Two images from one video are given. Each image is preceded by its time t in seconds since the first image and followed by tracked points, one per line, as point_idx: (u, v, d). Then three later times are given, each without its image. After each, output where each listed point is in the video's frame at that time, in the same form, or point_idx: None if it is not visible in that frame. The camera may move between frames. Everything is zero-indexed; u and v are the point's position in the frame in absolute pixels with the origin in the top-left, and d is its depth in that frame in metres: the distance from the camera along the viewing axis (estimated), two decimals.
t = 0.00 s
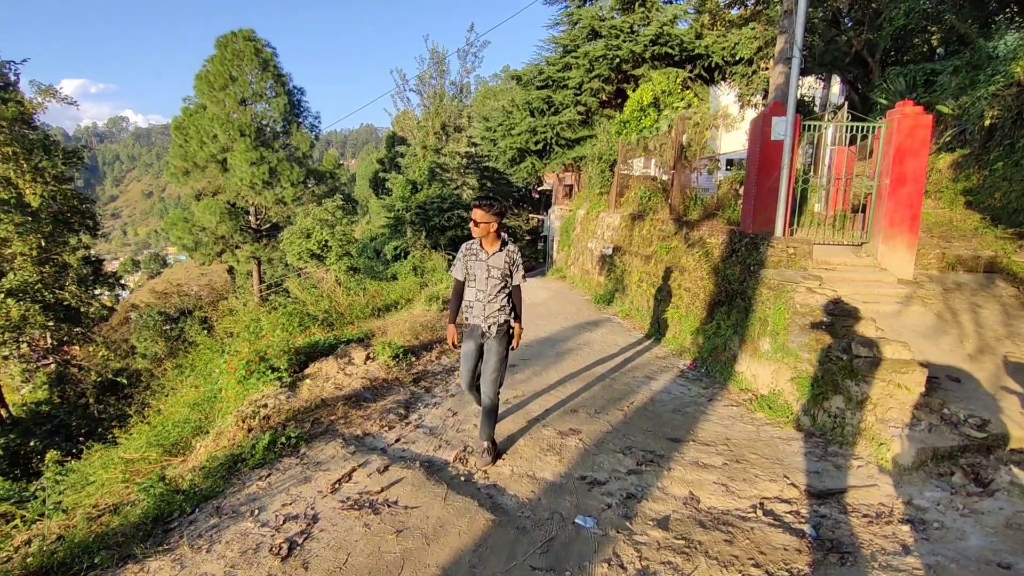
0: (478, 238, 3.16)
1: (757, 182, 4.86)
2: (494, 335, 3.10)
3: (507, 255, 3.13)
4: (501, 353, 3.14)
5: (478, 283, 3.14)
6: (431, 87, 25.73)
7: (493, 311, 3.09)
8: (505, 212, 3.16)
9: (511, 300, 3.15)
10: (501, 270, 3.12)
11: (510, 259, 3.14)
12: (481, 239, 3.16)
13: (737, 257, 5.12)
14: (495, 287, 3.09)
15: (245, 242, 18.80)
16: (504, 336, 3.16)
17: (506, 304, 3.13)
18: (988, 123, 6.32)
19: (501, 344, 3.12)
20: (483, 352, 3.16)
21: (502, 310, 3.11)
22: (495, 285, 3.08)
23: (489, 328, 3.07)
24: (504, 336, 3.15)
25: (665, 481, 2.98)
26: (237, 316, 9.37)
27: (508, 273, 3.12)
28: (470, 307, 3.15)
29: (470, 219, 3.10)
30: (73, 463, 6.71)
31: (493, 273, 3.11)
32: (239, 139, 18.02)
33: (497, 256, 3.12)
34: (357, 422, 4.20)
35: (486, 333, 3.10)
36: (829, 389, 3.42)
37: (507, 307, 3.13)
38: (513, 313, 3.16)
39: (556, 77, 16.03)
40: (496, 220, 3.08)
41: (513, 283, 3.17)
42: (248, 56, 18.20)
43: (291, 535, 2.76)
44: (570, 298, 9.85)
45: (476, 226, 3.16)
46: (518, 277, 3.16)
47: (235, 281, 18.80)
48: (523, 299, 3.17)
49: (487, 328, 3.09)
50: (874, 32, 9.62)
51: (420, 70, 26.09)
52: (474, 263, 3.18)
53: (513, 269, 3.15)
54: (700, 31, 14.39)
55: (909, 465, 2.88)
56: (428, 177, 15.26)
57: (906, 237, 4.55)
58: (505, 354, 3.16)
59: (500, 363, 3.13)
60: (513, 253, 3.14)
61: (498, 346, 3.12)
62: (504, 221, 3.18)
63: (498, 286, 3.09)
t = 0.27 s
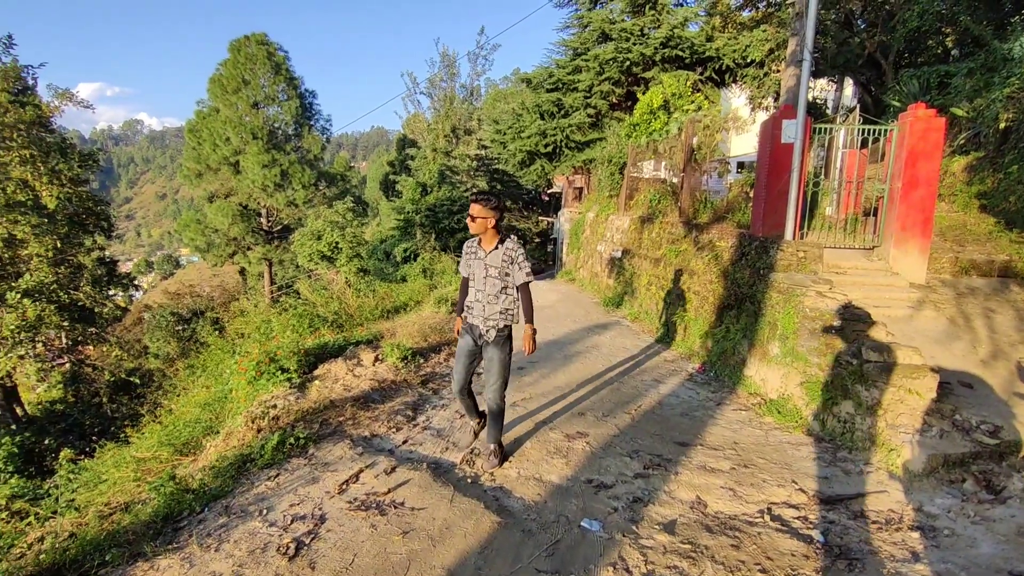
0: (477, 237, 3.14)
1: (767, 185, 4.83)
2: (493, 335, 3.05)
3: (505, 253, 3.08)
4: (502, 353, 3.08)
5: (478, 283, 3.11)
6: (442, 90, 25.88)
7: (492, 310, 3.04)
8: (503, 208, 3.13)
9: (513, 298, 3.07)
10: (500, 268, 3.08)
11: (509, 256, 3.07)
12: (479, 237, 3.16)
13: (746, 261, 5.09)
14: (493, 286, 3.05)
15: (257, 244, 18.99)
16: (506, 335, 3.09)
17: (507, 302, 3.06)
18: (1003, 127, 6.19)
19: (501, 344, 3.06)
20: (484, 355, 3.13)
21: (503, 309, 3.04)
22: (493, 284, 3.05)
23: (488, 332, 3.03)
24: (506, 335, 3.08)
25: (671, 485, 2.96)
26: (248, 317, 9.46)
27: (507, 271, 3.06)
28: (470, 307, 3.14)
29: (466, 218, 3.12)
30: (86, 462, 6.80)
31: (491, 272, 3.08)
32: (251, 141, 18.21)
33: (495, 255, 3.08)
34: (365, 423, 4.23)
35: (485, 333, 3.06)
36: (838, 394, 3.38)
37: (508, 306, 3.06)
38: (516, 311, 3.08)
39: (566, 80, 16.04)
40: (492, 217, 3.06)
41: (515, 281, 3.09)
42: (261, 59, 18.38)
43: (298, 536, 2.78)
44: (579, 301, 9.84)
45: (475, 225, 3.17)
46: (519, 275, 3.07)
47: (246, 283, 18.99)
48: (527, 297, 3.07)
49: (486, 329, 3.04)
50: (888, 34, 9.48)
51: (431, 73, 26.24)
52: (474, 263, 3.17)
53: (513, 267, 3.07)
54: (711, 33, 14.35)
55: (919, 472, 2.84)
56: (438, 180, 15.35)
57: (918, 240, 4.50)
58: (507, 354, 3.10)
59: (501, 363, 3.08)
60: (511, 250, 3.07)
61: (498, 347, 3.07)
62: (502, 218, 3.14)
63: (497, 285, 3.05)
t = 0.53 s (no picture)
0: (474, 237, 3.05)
1: (775, 187, 4.79)
2: (492, 339, 2.96)
3: (502, 254, 2.98)
4: (502, 357, 3.00)
5: (476, 287, 3.04)
6: (451, 91, 25.98)
7: (490, 313, 2.96)
8: (500, 207, 3.03)
9: (513, 300, 2.97)
10: (497, 270, 2.99)
11: (507, 257, 2.98)
12: (476, 238, 3.08)
13: (754, 263, 5.06)
14: (492, 289, 2.98)
15: (266, 245, 19.14)
16: (506, 339, 3.00)
17: (506, 305, 2.97)
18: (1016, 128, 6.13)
19: (501, 349, 2.98)
20: (484, 360, 3.06)
21: (502, 312, 2.95)
22: (491, 286, 2.97)
23: (486, 338, 2.95)
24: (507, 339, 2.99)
25: (676, 488, 2.94)
26: (257, 317, 9.53)
27: (504, 273, 2.97)
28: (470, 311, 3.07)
29: (462, 218, 3.03)
30: (97, 460, 6.88)
31: (488, 274, 3.00)
32: (262, 143, 18.37)
33: (491, 256, 3.00)
34: (371, 424, 4.24)
35: (483, 338, 2.98)
36: (846, 398, 3.35)
37: (507, 309, 2.97)
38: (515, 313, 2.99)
39: (575, 82, 16.04)
40: (488, 217, 2.97)
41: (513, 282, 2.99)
42: (271, 61, 18.52)
43: (303, 535, 2.79)
44: (586, 303, 9.82)
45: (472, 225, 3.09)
46: (517, 276, 2.97)
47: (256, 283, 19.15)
48: (529, 298, 2.92)
49: (485, 335, 2.96)
50: (899, 35, 9.43)
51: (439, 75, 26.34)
52: (472, 265, 3.10)
53: (511, 268, 2.98)
54: (720, 35, 14.30)
55: (927, 477, 2.80)
56: (446, 181, 15.65)
57: (929, 244, 4.44)
58: (506, 358, 3.02)
59: (502, 367, 3.01)
60: (508, 251, 2.97)
61: (498, 352, 2.98)
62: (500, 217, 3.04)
63: (494, 287, 2.97)
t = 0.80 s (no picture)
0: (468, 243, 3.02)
1: (786, 188, 4.74)
2: (492, 346, 2.92)
3: (497, 259, 2.96)
4: (502, 364, 2.96)
5: (472, 294, 2.99)
6: (461, 91, 26.04)
7: (489, 320, 2.92)
8: (493, 211, 3.01)
9: (509, 306, 2.93)
10: (493, 276, 2.96)
11: (502, 262, 2.95)
12: (470, 244, 3.04)
13: (764, 264, 5.02)
14: (488, 295, 2.94)
15: (278, 244, 19.32)
16: (506, 346, 2.97)
17: (503, 310, 2.93)
18: None
19: (501, 355, 2.94)
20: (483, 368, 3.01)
21: (500, 319, 2.92)
22: (487, 293, 2.94)
23: (485, 346, 2.90)
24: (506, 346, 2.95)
25: (683, 489, 2.93)
26: (269, 316, 9.62)
27: (500, 278, 2.93)
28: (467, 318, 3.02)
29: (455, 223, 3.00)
30: (111, 456, 6.98)
31: (484, 280, 2.97)
32: (274, 143, 18.53)
33: (487, 262, 2.97)
34: (379, 422, 4.26)
35: (482, 346, 2.93)
36: (856, 401, 3.31)
37: (505, 315, 2.93)
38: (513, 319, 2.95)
39: (585, 82, 15.99)
40: (482, 221, 2.94)
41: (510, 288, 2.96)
42: (284, 62, 18.67)
43: (311, 532, 2.81)
44: (596, 303, 9.81)
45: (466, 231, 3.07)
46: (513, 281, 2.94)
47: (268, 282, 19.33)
48: (524, 302, 2.88)
49: (484, 343, 2.92)
50: (915, 34, 9.31)
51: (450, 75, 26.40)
52: (468, 272, 3.06)
53: (506, 273, 2.95)
54: (733, 34, 14.19)
55: (937, 481, 2.77)
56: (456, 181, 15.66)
57: (941, 245, 4.38)
58: (506, 365, 2.98)
59: (502, 374, 2.98)
60: (503, 256, 2.95)
61: (498, 359, 2.94)
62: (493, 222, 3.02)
63: (491, 294, 2.94)
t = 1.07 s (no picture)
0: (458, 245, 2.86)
1: (799, 189, 4.68)
2: (488, 354, 2.79)
3: (490, 262, 2.80)
4: (499, 371, 2.84)
5: (465, 299, 2.85)
6: (474, 92, 26.13)
7: (483, 328, 2.77)
8: (486, 211, 2.83)
9: (504, 311, 2.79)
10: (486, 280, 2.80)
11: (496, 266, 2.79)
12: (462, 246, 2.88)
13: (777, 265, 4.97)
14: (481, 300, 2.78)
15: (293, 244, 19.56)
16: (501, 352, 2.83)
17: (498, 317, 2.79)
18: None
19: (497, 363, 2.81)
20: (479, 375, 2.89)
21: (496, 326, 2.78)
22: (480, 298, 2.78)
23: (480, 354, 2.77)
24: (502, 354, 2.81)
25: (692, 491, 2.91)
26: (282, 315, 9.73)
27: (494, 283, 2.77)
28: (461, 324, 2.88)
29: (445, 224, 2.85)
30: (127, 451, 7.11)
31: (477, 285, 2.81)
32: (289, 144, 18.74)
33: (479, 265, 2.80)
34: (390, 421, 4.29)
35: (477, 354, 2.79)
36: (869, 404, 3.27)
37: (500, 321, 2.79)
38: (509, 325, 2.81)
39: (599, 82, 15.96)
40: (474, 223, 2.77)
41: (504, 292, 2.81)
42: (299, 63, 18.87)
43: (321, 527, 2.85)
44: (607, 304, 9.79)
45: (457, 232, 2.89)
46: (508, 286, 2.79)
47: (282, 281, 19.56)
48: (520, 310, 2.78)
49: (479, 351, 2.78)
50: (934, 32, 9.14)
51: (464, 76, 26.50)
52: (460, 276, 2.90)
53: (500, 277, 2.79)
54: (748, 34, 14.07)
55: (950, 486, 2.72)
56: (469, 181, 15.61)
57: (958, 247, 4.31)
58: (503, 372, 2.85)
59: (499, 381, 2.87)
60: (496, 260, 2.79)
61: (493, 367, 2.81)
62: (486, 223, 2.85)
63: (484, 299, 2.78)
